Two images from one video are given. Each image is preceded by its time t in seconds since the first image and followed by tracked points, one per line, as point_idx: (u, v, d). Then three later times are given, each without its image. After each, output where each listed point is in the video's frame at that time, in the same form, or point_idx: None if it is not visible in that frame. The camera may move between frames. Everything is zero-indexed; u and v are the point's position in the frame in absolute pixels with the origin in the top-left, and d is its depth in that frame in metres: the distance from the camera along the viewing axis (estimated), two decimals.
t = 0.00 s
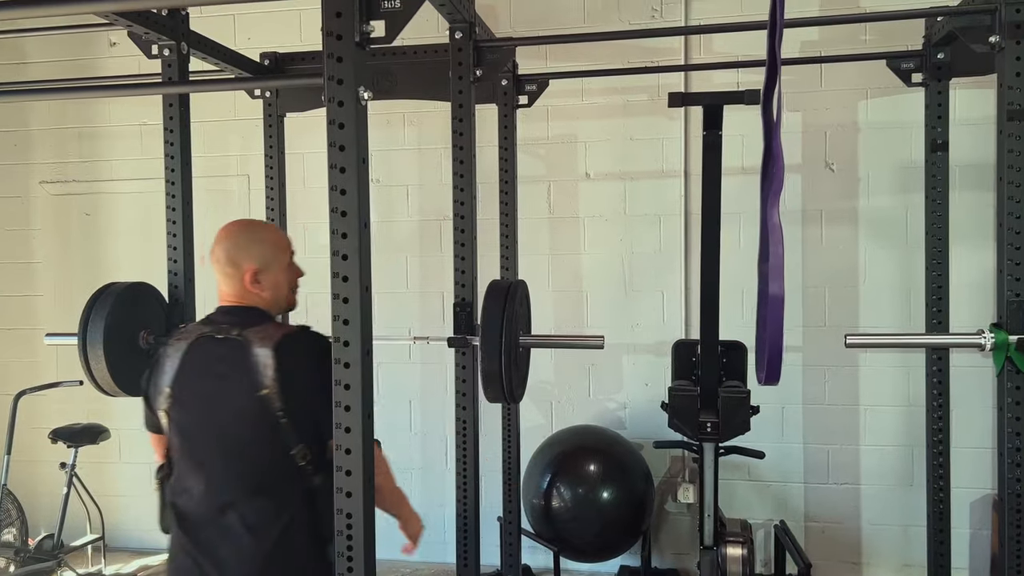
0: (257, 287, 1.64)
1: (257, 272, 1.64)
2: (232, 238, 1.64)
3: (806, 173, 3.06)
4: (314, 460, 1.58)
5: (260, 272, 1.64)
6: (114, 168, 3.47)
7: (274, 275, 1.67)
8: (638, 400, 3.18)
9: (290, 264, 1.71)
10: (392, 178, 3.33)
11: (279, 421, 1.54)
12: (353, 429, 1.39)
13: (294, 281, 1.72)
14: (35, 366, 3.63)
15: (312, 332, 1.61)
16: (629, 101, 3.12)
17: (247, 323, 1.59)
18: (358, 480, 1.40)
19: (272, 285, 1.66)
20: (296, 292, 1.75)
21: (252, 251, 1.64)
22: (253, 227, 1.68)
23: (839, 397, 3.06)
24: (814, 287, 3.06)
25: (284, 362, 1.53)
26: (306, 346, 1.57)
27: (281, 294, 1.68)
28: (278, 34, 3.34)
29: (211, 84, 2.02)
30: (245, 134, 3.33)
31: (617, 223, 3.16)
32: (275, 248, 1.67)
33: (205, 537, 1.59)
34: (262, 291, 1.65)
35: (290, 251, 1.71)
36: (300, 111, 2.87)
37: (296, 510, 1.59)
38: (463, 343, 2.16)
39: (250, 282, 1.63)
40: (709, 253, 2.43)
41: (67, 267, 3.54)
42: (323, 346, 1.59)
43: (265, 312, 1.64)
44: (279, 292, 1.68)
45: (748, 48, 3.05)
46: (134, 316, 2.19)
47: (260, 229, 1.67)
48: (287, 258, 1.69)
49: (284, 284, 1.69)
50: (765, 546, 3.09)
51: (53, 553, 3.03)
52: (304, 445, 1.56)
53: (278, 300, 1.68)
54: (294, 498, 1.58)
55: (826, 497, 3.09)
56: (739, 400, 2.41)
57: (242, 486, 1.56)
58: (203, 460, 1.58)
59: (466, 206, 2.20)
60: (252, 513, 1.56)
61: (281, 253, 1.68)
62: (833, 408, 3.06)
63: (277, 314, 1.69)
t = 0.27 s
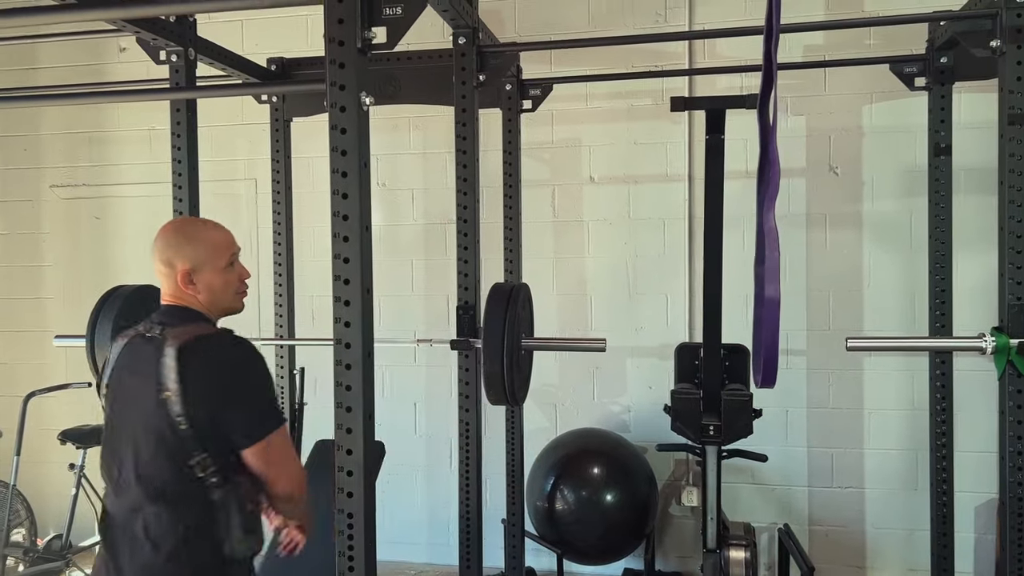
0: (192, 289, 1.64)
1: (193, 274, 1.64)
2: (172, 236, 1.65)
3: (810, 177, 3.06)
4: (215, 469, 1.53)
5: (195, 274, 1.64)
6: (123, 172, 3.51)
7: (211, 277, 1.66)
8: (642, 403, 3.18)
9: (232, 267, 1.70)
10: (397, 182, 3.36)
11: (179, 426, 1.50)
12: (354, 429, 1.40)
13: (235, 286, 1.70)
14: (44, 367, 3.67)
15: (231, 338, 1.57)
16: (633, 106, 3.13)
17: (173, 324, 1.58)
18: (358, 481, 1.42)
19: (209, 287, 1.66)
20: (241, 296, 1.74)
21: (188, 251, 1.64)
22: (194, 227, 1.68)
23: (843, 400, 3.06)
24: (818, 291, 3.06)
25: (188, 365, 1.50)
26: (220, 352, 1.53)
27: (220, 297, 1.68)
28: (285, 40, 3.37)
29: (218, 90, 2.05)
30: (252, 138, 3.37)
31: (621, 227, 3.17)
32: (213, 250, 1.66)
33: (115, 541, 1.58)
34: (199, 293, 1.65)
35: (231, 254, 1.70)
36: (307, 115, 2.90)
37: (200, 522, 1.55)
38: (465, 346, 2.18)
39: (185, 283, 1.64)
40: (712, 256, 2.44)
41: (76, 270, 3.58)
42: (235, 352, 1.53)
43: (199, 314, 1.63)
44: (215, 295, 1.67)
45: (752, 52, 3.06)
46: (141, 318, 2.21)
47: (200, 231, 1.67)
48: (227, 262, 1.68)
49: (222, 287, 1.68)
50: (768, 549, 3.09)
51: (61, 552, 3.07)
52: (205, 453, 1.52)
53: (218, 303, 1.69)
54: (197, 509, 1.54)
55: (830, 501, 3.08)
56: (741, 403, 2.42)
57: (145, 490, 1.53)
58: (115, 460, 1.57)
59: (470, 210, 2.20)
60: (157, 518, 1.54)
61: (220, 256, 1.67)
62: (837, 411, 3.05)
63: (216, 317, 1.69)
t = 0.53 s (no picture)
0: (164, 290, 1.65)
1: (164, 275, 1.64)
2: (144, 236, 1.64)
3: (812, 180, 3.08)
4: (151, 480, 1.56)
5: (166, 275, 1.64)
6: (133, 175, 3.56)
7: (183, 278, 1.65)
8: (644, 405, 3.21)
9: (206, 266, 1.69)
10: (403, 186, 3.39)
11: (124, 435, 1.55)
12: (357, 427, 1.43)
13: (209, 285, 1.69)
14: (55, 368, 3.72)
15: (180, 348, 1.56)
16: (636, 110, 3.16)
17: (144, 325, 1.60)
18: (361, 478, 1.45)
19: (181, 289, 1.65)
20: (216, 294, 1.74)
21: (161, 250, 1.64)
22: (167, 227, 1.66)
23: (846, 402, 3.07)
24: (820, 293, 3.08)
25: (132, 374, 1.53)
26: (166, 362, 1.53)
27: (191, 299, 1.67)
28: (293, 45, 3.42)
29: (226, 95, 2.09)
30: (260, 142, 3.41)
31: (625, 230, 3.19)
32: (186, 249, 1.65)
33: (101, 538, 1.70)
34: (171, 294, 1.65)
35: (204, 255, 1.68)
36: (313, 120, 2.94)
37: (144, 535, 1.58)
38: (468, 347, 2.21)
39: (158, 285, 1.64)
40: (712, 258, 2.46)
41: (87, 272, 3.63)
42: (182, 367, 1.53)
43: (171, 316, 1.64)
44: (187, 296, 1.67)
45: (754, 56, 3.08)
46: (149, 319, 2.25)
47: (173, 231, 1.66)
48: (200, 261, 1.67)
49: (194, 288, 1.67)
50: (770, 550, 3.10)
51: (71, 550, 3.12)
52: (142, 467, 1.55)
53: (192, 304, 1.68)
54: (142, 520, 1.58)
55: (832, 502, 3.10)
56: (742, 404, 2.44)
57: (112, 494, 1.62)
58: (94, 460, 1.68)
59: (472, 213, 2.23)
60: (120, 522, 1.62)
61: (192, 256, 1.66)
62: (839, 413, 3.07)
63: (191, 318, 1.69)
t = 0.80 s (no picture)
0: (187, 306, 1.63)
1: (189, 291, 1.62)
2: (169, 248, 1.61)
3: (814, 182, 3.11)
4: (173, 513, 1.55)
5: (191, 291, 1.62)
6: (144, 178, 3.62)
7: (207, 295, 1.63)
8: (648, 405, 3.24)
9: (230, 285, 1.66)
10: (409, 188, 3.44)
11: (146, 467, 1.53)
12: (364, 423, 1.47)
13: (233, 304, 1.67)
14: (66, 368, 3.78)
15: (202, 376, 1.50)
16: (640, 113, 3.20)
17: (167, 344, 1.57)
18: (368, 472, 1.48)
19: (205, 306, 1.63)
20: (240, 313, 1.71)
21: (185, 266, 1.61)
22: (194, 240, 1.64)
23: (847, 402, 3.10)
24: (822, 294, 3.11)
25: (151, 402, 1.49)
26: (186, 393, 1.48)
27: (216, 317, 1.65)
28: (302, 50, 3.47)
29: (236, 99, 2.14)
30: (269, 145, 3.46)
31: (628, 231, 3.23)
32: (210, 267, 1.62)
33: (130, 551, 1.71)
34: (194, 311, 1.63)
35: (231, 272, 1.65)
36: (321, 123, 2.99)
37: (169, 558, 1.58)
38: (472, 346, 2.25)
39: (181, 301, 1.62)
40: (714, 259, 2.49)
41: (99, 274, 3.69)
42: (192, 405, 1.46)
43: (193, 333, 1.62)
44: (210, 313, 1.64)
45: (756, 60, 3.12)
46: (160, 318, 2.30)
47: (199, 246, 1.63)
48: (225, 279, 1.64)
49: (218, 306, 1.65)
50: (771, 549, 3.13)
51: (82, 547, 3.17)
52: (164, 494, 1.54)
53: (214, 322, 1.66)
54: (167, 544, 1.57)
55: (834, 501, 3.12)
56: (743, 403, 2.47)
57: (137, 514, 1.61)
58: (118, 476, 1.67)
59: (477, 215, 2.27)
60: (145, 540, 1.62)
61: (218, 273, 1.63)
62: (841, 413, 3.10)
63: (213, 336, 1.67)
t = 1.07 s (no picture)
0: (243, 298, 1.43)
1: (246, 283, 1.43)
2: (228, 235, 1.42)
3: (815, 183, 3.14)
4: (232, 519, 1.35)
5: (249, 283, 1.43)
6: (153, 180, 3.67)
7: (268, 288, 1.44)
8: (649, 404, 3.28)
9: (292, 278, 1.47)
10: (414, 190, 3.49)
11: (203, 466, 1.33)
12: (371, 417, 1.52)
13: (292, 300, 1.48)
14: (76, 368, 3.83)
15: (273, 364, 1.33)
16: (642, 116, 3.25)
17: (218, 338, 1.39)
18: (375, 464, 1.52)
19: (262, 300, 1.44)
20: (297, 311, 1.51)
21: (246, 255, 1.42)
22: (253, 228, 1.45)
23: (847, 402, 3.13)
24: (822, 295, 3.15)
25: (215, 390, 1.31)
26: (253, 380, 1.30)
27: (273, 314, 1.46)
28: (309, 54, 3.52)
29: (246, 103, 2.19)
30: (276, 148, 3.51)
31: (630, 232, 3.27)
32: (273, 256, 1.43)
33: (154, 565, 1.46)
34: (249, 307, 1.44)
35: (291, 263, 1.46)
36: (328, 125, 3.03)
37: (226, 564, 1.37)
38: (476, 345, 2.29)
39: (237, 294, 1.43)
40: (715, 260, 2.53)
41: (108, 274, 3.75)
42: (266, 395, 1.28)
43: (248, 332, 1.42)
44: (269, 308, 1.45)
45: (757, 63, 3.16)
46: (171, 317, 2.36)
47: (259, 234, 1.44)
48: (286, 271, 1.45)
49: (276, 301, 1.45)
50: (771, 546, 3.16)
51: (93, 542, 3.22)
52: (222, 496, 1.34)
53: (270, 319, 1.47)
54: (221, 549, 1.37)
55: (833, 499, 3.16)
56: (742, 401, 2.51)
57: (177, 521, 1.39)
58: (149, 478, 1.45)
59: (482, 216, 2.32)
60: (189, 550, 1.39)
61: (281, 263, 1.45)
62: (840, 412, 3.13)
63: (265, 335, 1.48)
